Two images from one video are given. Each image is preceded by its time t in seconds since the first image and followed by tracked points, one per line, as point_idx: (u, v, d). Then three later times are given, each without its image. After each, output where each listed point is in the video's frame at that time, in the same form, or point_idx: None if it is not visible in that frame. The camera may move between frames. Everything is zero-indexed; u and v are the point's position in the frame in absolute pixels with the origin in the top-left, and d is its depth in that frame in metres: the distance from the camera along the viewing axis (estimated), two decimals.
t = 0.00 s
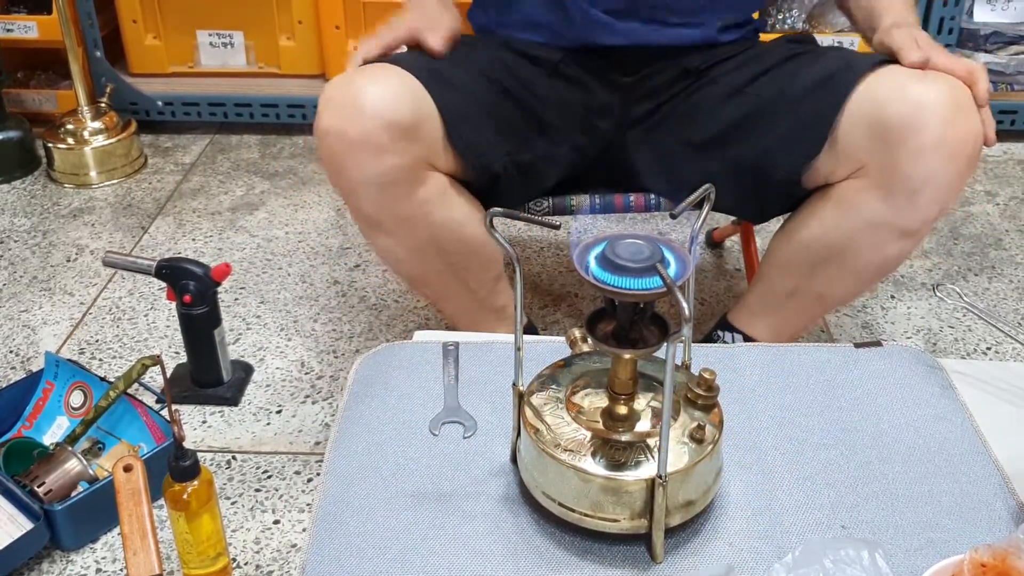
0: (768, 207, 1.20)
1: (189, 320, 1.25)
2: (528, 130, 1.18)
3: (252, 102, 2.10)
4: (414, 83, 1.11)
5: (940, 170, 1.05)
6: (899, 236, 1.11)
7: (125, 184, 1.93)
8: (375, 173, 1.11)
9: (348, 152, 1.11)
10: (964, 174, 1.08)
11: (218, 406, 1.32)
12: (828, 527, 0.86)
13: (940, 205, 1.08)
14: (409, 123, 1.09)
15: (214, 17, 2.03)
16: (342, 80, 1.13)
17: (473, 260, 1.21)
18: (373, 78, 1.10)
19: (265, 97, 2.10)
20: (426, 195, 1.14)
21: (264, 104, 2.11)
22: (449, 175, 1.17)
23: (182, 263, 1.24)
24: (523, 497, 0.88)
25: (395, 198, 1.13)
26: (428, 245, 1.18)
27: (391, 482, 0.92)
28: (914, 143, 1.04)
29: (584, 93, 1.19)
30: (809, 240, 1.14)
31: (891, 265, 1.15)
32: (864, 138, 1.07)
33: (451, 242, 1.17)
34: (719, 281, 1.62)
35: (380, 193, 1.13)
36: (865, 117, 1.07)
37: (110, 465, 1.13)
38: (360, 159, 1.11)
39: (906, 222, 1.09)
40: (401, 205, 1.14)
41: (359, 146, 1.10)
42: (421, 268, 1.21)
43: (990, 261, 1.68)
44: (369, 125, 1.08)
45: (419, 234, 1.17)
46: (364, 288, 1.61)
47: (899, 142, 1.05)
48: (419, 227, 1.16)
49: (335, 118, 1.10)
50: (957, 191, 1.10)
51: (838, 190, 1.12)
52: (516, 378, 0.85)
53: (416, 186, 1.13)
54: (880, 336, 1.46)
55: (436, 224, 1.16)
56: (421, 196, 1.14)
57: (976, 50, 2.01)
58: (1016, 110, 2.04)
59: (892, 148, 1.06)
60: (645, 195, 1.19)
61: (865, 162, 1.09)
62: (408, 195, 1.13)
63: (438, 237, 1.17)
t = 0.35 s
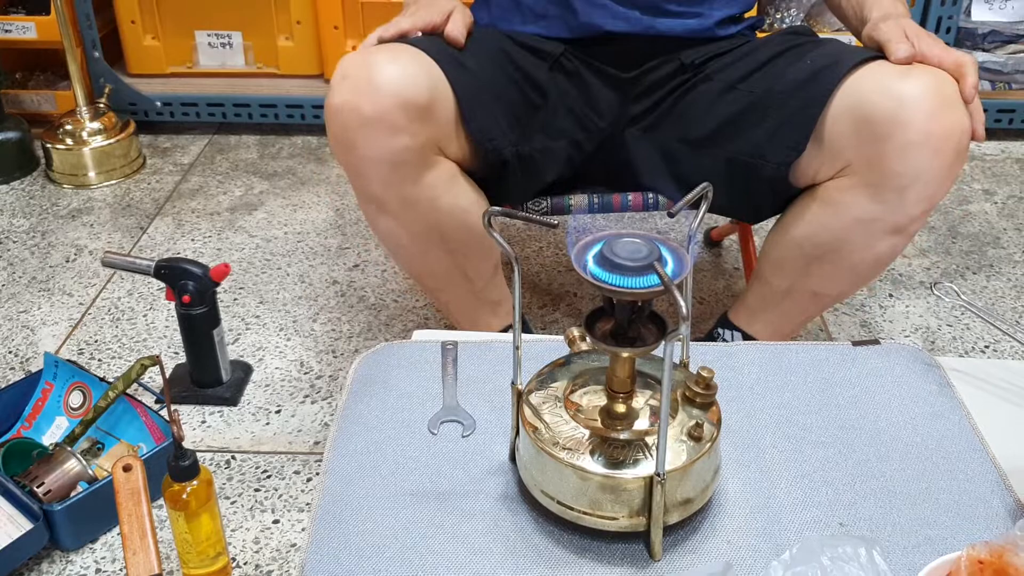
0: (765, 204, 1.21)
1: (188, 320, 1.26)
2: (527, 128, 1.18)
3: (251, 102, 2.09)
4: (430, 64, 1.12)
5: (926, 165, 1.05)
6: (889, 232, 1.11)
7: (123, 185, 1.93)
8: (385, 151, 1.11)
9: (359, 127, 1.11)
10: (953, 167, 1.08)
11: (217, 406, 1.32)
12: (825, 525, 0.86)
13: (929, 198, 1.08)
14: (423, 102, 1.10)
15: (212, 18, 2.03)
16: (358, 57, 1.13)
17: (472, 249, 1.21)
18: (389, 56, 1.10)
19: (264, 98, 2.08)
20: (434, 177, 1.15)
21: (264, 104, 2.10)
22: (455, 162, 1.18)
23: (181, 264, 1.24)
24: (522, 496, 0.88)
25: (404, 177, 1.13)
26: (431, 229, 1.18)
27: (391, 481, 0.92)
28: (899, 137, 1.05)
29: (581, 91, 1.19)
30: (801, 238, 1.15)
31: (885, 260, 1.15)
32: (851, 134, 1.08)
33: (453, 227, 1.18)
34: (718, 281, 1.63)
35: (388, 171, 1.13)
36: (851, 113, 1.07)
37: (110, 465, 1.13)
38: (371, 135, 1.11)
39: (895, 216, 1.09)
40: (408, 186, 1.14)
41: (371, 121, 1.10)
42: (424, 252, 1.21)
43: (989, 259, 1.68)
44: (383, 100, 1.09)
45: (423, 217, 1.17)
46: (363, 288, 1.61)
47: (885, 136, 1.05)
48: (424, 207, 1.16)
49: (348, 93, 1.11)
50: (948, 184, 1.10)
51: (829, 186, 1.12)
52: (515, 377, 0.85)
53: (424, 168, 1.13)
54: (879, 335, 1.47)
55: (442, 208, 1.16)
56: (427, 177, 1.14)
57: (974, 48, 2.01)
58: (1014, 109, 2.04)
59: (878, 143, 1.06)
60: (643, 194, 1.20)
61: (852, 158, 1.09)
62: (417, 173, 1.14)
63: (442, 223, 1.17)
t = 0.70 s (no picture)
0: (765, 207, 1.21)
1: (189, 322, 1.26)
2: (528, 130, 1.18)
3: (251, 104, 2.11)
4: (429, 28, 1.13)
5: (926, 166, 1.06)
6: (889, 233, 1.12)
7: (124, 187, 1.93)
8: (371, 107, 1.12)
9: (347, 78, 1.12)
10: (952, 168, 1.08)
11: (218, 408, 1.32)
12: (824, 526, 0.86)
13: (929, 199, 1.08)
14: (416, 61, 1.11)
15: (213, 21, 2.03)
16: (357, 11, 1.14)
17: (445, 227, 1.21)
18: (388, 14, 1.11)
19: (263, 100, 2.11)
20: (417, 143, 1.15)
21: (264, 106, 2.12)
22: (438, 134, 1.19)
23: (182, 266, 1.24)
24: (522, 497, 0.89)
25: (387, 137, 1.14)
26: (405, 197, 1.18)
27: (391, 482, 0.92)
28: (899, 137, 1.05)
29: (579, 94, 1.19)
30: (801, 240, 1.15)
31: (884, 261, 1.16)
32: (851, 134, 1.09)
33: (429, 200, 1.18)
34: (717, 282, 1.63)
35: (370, 127, 1.14)
36: (850, 114, 1.08)
37: (111, 467, 1.13)
38: (360, 88, 1.12)
39: (894, 217, 1.10)
40: (387, 144, 1.15)
41: (360, 74, 1.11)
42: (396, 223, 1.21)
43: (987, 262, 1.68)
44: (376, 54, 1.10)
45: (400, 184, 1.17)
46: (363, 290, 1.61)
47: (884, 137, 1.06)
48: (403, 173, 1.16)
49: (344, 41, 1.11)
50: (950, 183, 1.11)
51: (829, 189, 1.13)
52: (515, 379, 0.86)
53: (405, 130, 1.14)
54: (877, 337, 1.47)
55: (418, 174, 1.16)
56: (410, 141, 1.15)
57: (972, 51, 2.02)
58: (1012, 111, 2.05)
59: (877, 143, 1.07)
60: (642, 198, 1.22)
61: (852, 159, 1.10)
62: (400, 135, 1.14)
63: (419, 193, 1.18)
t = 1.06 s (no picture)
0: (764, 205, 1.21)
1: (188, 322, 1.26)
2: (526, 128, 1.18)
3: (250, 104, 2.12)
4: (434, 34, 1.13)
5: (927, 160, 1.06)
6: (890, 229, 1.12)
7: (123, 187, 1.94)
8: (365, 104, 1.12)
9: (345, 71, 1.11)
10: (953, 162, 1.09)
11: (217, 407, 1.32)
12: (823, 523, 0.86)
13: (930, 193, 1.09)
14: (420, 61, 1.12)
15: (211, 20, 2.03)
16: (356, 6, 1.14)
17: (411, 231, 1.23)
18: (397, 14, 1.11)
19: (261, 100, 2.12)
20: (402, 142, 1.17)
21: (263, 106, 2.13)
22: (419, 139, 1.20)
23: (181, 265, 1.24)
24: (521, 495, 0.89)
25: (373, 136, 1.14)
26: (376, 197, 1.18)
27: (390, 480, 0.92)
28: (901, 132, 1.06)
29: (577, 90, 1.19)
30: (803, 236, 1.15)
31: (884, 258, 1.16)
32: (852, 130, 1.09)
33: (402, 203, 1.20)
34: (716, 281, 1.63)
35: (358, 123, 1.13)
36: (851, 109, 1.08)
37: (111, 466, 1.13)
38: (356, 85, 1.11)
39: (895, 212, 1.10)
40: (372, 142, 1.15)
41: (360, 70, 1.10)
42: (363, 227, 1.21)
43: (986, 260, 1.68)
44: (380, 51, 1.09)
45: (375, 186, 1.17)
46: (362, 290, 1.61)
47: (886, 131, 1.06)
48: (383, 175, 1.17)
49: (350, 34, 1.11)
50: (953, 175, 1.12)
51: (830, 185, 1.13)
52: (515, 378, 0.86)
53: (389, 131, 1.15)
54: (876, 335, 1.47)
55: (393, 176, 1.17)
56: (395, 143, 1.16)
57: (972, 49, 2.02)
58: (1011, 110, 2.05)
59: (879, 139, 1.07)
60: (642, 196, 1.20)
61: (854, 155, 1.10)
62: (387, 135, 1.15)
63: (394, 197, 1.19)
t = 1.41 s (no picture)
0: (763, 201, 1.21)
1: (188, 319, 1.26)
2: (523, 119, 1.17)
3: (249, 104, 2.11)
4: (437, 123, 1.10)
5: (873, 138, 1.03)
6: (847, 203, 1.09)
7: (123, 186, 1.93)
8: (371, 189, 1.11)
9: (341, 160, 1.10)
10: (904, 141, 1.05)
11: (217, 405, 1.32)
12: (822, 518, 0.86)
13: (879, 174, 1.06)
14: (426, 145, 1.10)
15: (211, 19, 2.03)
16: (358, 78, 1.10)
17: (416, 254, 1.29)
18: (400, 109, 1.08)
19: (261, 100, 2.10)
20: (402, 212, 1.17)
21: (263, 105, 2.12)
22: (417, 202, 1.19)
23: (181, 263, 1.24)
24: (522, 491, 0.89)
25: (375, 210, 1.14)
26: (364, 247, 1.20)
27: (391, 477, 0.92)
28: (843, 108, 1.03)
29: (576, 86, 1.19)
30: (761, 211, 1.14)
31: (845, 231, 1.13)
32: (803, 105, 1.07)
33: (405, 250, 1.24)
34: (715, 279, 1.63)
35: (350, 201, 1.13)
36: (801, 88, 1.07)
37: (111, 464, 1.13)
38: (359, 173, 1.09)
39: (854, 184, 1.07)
40: (364, 217, 1.15)
41: (365, 167, 1.09)
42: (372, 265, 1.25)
43: (986, 258, 1.68)
44: (388, 139, 1.08)
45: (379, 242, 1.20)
46: (362, 288, 1.61)
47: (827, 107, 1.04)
48: (384, 235, 1.18)
49: (351, 124, 1.08)
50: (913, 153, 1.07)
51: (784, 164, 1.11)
52: (514, 374, 0.86)
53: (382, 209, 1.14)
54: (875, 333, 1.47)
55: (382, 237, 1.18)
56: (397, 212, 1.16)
57: (971, 48, 2.02)
58: (1010, 109, 2.06)
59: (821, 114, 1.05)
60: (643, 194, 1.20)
61: (804, 132, 1.08)
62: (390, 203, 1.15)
63: (398, 246, 1.22)
